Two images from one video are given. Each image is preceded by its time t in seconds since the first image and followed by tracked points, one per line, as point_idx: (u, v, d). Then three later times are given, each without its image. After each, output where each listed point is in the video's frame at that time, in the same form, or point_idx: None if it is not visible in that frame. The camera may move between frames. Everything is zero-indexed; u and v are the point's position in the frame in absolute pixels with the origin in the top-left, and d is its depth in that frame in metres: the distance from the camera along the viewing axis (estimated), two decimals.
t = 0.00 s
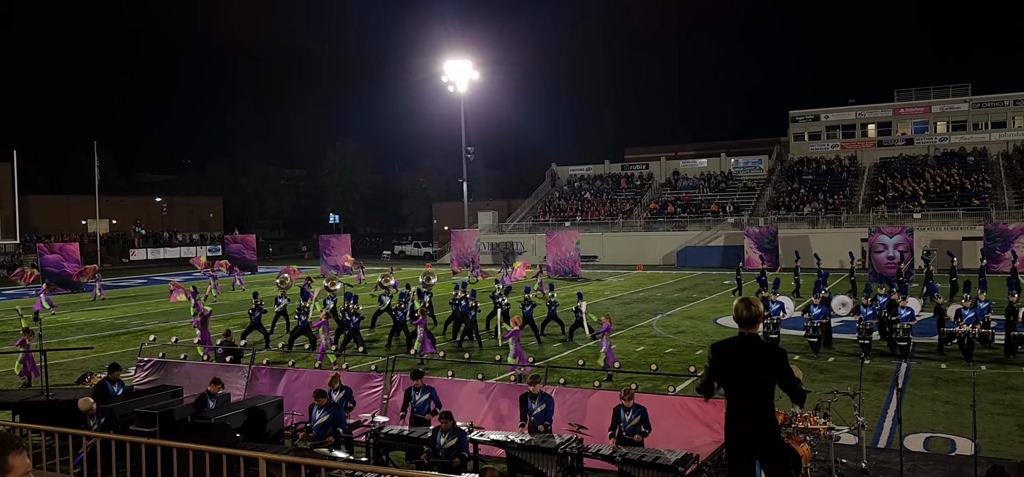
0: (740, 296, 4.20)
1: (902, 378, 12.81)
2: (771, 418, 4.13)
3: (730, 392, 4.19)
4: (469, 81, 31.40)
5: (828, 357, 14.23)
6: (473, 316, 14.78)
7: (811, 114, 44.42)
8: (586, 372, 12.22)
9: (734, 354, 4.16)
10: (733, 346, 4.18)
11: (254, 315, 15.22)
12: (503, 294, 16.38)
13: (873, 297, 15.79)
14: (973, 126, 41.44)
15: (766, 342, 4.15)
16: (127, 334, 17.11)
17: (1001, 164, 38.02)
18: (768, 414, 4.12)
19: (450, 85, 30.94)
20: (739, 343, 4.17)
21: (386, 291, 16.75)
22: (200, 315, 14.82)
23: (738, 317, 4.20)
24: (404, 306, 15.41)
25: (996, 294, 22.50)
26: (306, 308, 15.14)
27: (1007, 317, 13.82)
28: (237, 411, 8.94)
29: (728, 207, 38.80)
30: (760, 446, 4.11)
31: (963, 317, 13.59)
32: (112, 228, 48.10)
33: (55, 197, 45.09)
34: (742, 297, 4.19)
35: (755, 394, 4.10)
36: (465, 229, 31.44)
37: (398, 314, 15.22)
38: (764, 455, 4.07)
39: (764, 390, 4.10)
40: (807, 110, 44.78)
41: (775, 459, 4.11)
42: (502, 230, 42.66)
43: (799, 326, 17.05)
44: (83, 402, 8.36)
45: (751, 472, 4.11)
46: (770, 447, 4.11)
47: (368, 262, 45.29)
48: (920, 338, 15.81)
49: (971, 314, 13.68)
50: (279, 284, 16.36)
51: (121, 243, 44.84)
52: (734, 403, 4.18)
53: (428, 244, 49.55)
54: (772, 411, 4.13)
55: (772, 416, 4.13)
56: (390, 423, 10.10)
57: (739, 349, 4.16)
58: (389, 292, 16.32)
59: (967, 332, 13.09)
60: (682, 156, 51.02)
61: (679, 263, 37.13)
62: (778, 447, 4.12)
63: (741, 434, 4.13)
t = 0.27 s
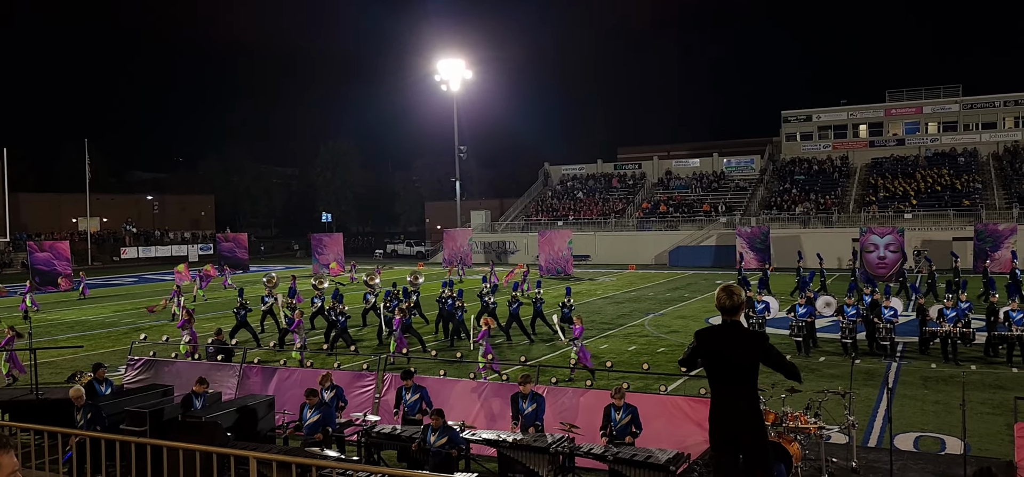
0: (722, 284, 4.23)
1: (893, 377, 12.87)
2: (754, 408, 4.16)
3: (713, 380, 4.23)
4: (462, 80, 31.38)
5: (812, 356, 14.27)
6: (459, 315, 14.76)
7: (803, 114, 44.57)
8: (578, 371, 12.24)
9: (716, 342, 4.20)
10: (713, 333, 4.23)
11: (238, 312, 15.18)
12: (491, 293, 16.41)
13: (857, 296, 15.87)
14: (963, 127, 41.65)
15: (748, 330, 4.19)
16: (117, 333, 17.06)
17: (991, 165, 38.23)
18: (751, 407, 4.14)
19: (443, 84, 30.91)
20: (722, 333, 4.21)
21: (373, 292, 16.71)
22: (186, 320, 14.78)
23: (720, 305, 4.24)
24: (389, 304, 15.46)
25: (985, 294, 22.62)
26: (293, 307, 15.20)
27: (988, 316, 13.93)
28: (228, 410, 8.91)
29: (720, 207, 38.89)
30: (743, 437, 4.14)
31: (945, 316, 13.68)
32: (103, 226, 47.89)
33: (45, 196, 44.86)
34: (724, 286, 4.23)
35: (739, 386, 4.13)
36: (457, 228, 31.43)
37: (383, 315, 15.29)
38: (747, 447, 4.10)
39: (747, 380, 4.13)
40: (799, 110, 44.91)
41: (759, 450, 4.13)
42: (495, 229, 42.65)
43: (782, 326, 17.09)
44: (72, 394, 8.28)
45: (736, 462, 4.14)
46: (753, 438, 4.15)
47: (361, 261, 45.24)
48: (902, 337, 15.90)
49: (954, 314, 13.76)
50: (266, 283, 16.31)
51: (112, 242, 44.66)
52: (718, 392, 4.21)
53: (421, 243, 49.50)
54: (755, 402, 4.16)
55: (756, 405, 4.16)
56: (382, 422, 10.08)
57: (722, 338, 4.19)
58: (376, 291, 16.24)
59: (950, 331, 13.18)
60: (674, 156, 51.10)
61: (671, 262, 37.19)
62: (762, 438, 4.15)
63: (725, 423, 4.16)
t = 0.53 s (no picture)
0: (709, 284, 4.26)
1: (882, 377, 12.94)
2: (740, 407, 4.16)
3: (700, 379, 4.23)
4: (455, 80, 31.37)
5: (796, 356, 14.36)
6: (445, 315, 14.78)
7: (794, 116, 44.75)
8: (571, 371, 12.25)
9: (702, 343, 4.21)
10: (702, 333, 4.24)
11: (222, 311, 15.17)
12: (478, 292, 16.43)
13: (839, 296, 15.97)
14: (953, 129, 41.86)
15: (734, 330, 4.21)
16: (106, 331, 16.99)
17: (981, 167, 38.47)
18: (737, 407, 4.14)
19: (436, 84, 30.90)
20: (709, 332, 4.22)
21: (359, 291, 16.72)
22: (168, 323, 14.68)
23: (707, 306, 4.27)
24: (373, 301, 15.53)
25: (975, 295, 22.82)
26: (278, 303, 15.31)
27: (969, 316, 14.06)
28: (218, 409, 8.88)
29: (711, 207, 39.00)
30: (727, 438, 4.12)
31: (926, 316, 13.81)
32: (93, 225, 47.69)
33: (35, 194, 44.63)
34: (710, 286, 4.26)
35: (726, 387, 4.13)
36: (449, 228, 31.41)
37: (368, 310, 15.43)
38: (733, 448, 4.09)
39: (732, 378, 4.14)
40: (791, 111, 45.09)
41: (744, 451, 4.12)
42: (486, 229, 42.66)
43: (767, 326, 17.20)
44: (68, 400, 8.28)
45: (721, 462, 4.12)
46: (738, 439, 4.14)
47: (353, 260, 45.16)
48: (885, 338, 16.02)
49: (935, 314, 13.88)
50: (253, 281, 16.27)
51: (102, 241, 44.48)
52: (704, 391, 4.21)
53: (412, 242, 49.50)
54: (740, 403, 4.15)
55: (741, 404, 4.16)
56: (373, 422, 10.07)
57: (709, 337, 4.21)
58: (363, 290, 16.24)
59: (932, 332, 13.28)
60: (666, 156, 51.20)
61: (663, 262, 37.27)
62: (747, 437, 4.14)
63: (711, 423, 4.15)
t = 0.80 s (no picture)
0: (701, 284, 4.29)
1: (872, 378, 13.01)
2: (729, 407, 4.17)
3: (690, 380, 4.24)
4: (447, 80, 31.34)
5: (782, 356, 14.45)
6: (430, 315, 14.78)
7: (785, 117, 44.94)
8: (562, 372, 12.25)
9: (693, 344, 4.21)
10: (691, 334, 4.24)
11: (205, 314, 15.16)
12: (464, 292, 16.41)
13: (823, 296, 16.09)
14: (943, 130, 42.05)
15: (724, 331, 4.21)
16: (95, 332, 16.91)
17: (970, 168, 38.71)
18: (725, 407, 4.15)
19: (428, 84, 30.86)
20: (699, 332, 4.23)
21: (345, 289, 16.59)
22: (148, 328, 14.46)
23: (698, 307, 4.28)
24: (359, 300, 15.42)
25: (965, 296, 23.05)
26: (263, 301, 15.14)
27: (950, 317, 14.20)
28: (208, 409, 8.83)
29: (703, 208, 39.09)
30: (716, 437, 4.13)
31: (908, 317, 14.03)
32: (82, 224, 47.43)
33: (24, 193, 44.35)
34: (702, 286, 4.28)
35: (716, 388, 4.15)
36: (440, 228, 31.37)
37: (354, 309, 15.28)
38: (722, 448, 4.10)
39: (723, 378, 4.15)
40: (782, 112, 45.27)
41: (733, 452, 4.13)
42: (478, 229, 42.65)
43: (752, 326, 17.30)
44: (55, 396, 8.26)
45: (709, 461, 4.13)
46: (728, 438, 4.14)
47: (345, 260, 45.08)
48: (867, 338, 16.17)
49: (917, 314, 14.09)
50: (238, 281, 16.24)
51: (91, 240, 44.25)
52: (694, 390, 4.22)
53: (404, 242, 49.45)
54: (730, 403, 4.17)
55: (731, 403, 4.17)
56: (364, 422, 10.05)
57: (700, 338, 4.21)
58: (349, 290, 16.22)
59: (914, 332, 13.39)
60: (658, 157, 51.29)
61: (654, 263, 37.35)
62: (737, 437, 4.15)
63: (699, 422, 4.16)
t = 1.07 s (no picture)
0: (697, 288, 4.23)
1: (862, 379, 13.05)
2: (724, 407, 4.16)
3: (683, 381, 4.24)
4: (439, 81, 31.33)
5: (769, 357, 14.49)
6: (411, 314, 14.74)
7: (775, 119, 45.13)
8: (554, 373, 12.24)
9: (689, 346, 4.19)
10: (686, 336, 4.23)
11: (186, 309, 15.46)
12: (447, 292, 16.39)
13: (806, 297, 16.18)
14: (932, 132, 42.22)
15: (720, 333, 4.19)
16: (84, 333, 16.84)
17: (959, 170, 39.00)
18: (717, 408, 4.14)
19: (419, 84, 30.83)
20: (694, 334, 4.21)
21: (330, 287, 16.83)
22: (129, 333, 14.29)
23: (694, 310, 4.25)
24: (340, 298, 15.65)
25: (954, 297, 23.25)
26: (248, 299, 15.55)
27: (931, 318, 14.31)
28: (198, 411, 8.79)
29: (694, 209, 39.19)
30: (711, 438, 4.13)
31: (892, 317, 14.08)
32: (72, 225, 47.18)
33: (13, 193, 44.08)
34: (698, 289, 4.23)
35: (710, 391, 4.14)
36: (432, 229, 31.34)
37: (336, 308, 15.54)
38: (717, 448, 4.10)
39: (718, 379, 4.13)
40: (773, 114, 45.47)
41: (727, 452, 4.13)
42: (470, 230, 42.63)
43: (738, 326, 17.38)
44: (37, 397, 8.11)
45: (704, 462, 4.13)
46: (722, 438, 4.14)
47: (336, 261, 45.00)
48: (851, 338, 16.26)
49: (901, 314, 14.15)
50: (222, 281, 16.43)
51: (80, 241, 44.02)
52: (687, 392, 4.22)
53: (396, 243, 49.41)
54: (724, 405, 4.15)
55: (726, 403, 4.16)
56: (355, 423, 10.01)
57: (698, 341, 4.18)
58: (333, 289, 16.29)
59: (896, 332, 13.48)
60: (650, 158, 51.38)
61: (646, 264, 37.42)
62: (730, 436, 4.15)
63: (692, 422, 4.17)
